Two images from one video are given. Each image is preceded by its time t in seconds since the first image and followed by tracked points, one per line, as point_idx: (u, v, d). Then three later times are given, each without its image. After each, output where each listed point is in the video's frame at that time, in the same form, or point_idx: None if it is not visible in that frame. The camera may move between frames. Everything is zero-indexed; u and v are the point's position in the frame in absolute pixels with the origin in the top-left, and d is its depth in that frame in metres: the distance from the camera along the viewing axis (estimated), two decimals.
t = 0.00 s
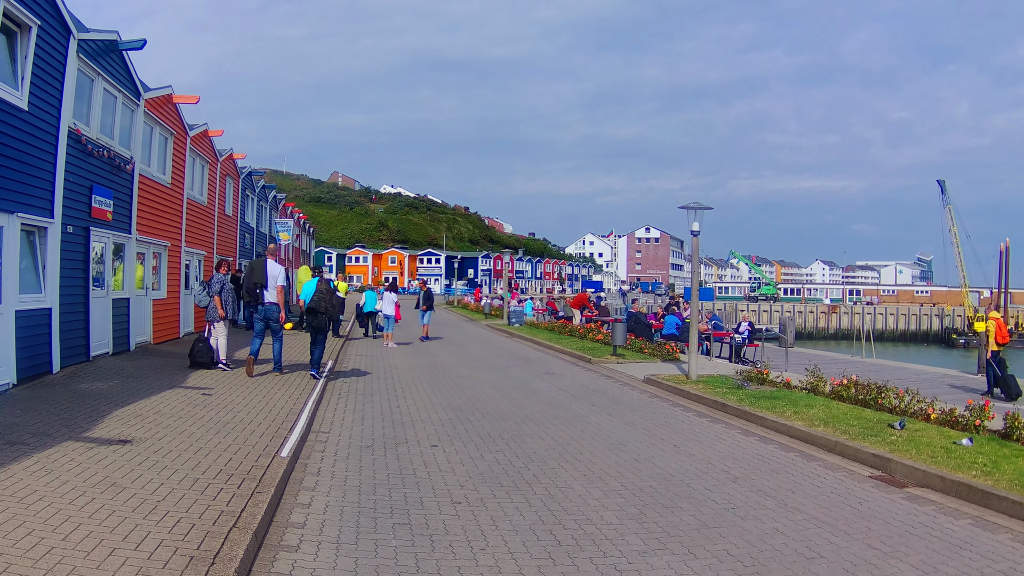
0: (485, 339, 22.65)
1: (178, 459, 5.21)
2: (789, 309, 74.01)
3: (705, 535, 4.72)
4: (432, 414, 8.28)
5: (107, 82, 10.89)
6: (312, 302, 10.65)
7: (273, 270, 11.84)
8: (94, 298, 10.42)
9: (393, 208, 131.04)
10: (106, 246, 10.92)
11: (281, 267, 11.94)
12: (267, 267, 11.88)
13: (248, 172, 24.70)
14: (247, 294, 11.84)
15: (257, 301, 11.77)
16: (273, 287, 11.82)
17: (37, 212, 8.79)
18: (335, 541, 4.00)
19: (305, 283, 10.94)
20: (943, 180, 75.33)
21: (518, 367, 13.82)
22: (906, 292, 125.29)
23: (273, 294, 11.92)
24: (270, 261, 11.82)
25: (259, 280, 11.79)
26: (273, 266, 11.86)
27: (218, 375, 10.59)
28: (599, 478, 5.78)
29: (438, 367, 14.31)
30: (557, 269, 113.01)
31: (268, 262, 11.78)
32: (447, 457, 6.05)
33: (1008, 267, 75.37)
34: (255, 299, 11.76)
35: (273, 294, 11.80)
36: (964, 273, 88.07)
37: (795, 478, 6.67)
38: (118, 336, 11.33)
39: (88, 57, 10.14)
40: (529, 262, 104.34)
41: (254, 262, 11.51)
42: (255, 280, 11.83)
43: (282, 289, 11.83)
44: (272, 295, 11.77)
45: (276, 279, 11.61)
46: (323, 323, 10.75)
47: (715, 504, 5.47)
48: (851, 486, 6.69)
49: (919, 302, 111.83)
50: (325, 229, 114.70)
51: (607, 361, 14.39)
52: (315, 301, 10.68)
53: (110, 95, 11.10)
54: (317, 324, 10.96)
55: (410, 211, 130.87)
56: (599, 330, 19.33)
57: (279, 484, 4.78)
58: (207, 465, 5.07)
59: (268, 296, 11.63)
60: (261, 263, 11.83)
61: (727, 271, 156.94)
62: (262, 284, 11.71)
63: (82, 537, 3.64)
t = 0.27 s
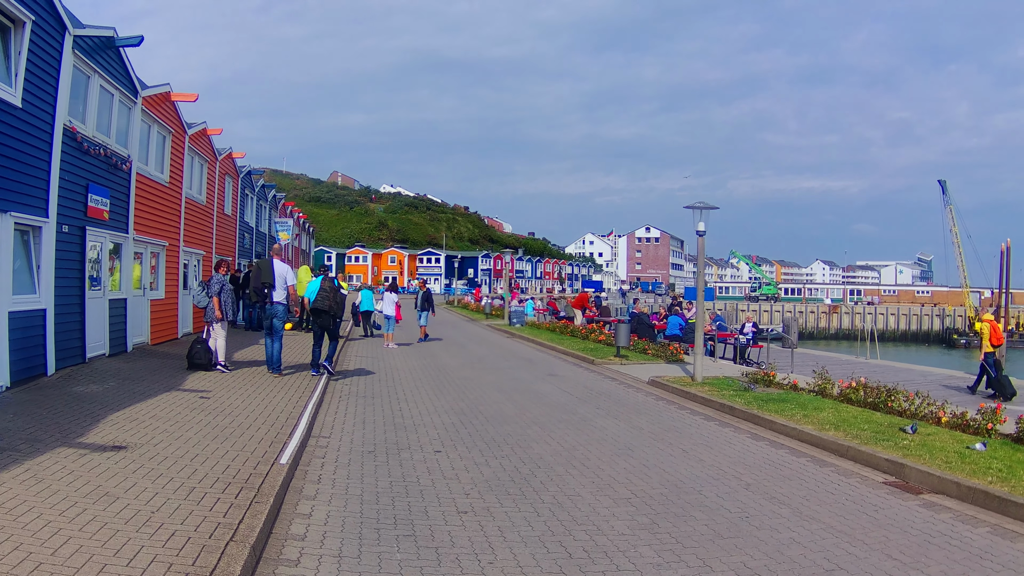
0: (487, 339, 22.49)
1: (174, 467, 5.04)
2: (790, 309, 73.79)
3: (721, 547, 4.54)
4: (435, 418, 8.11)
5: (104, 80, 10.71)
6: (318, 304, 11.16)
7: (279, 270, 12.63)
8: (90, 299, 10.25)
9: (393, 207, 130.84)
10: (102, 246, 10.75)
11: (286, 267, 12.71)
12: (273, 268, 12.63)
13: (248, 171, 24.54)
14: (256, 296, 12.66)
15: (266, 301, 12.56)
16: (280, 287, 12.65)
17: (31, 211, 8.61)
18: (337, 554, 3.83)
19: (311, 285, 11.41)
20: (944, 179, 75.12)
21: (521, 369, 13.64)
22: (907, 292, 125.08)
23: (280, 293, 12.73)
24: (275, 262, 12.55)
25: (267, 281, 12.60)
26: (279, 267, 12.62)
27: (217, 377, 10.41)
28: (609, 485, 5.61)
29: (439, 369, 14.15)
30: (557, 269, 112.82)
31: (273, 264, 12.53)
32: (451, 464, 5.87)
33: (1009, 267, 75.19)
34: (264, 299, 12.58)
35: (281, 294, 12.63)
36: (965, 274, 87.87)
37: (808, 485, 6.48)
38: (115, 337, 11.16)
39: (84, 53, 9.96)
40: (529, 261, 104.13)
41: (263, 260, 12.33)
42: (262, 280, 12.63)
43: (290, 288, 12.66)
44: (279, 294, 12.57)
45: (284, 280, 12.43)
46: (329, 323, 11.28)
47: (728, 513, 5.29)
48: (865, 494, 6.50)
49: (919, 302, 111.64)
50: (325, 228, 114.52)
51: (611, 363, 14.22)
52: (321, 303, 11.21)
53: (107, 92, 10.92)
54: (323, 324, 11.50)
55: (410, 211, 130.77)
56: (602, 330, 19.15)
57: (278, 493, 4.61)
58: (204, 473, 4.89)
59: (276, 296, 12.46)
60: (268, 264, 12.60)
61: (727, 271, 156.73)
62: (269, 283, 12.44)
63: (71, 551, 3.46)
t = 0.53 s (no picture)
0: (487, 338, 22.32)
1: (164, 470, 4.87)
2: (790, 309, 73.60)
3: (734, 554, 4.37)
4: (436, 419, 7.95)
5: (99, 73, 10.53)
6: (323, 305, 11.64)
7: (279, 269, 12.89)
8: (84, 296, 10.07)
9: (392, 206, 130.60)
10: (97, 242, 10.57)
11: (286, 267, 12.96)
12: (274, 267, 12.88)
13: (246, 168, 24.35)
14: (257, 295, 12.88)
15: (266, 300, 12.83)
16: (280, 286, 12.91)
17: (23, 206, 8.42)
18: (332, 563, 3.66)
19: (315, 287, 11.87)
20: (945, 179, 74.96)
21: (522, 368, 13.47)
22: (907, 291, 124.91)
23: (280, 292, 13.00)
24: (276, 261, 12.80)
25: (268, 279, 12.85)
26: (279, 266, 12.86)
27: (213, 376, 10.24)
28: (615, 489, 5.44)
29: (439, 368, 13.97)
30: (557, 268, 112.62)
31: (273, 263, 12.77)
32: (450, 466, 5.72)
33: (1009, 266, 75.06)
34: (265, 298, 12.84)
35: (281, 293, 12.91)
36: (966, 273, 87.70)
37: (818, 489, 6.31)
38: (109, 336, 10.97)
39: (79, 46, 9.78)
40: (529, 260, 103.91)
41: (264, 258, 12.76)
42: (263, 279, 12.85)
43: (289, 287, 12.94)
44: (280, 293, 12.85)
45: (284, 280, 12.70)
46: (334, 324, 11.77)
47: (739, 518, 5.12)
48: (877, 498, 6.34)
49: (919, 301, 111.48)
50: (324, 227, 114.27)
51: (613, 362, 14.04)
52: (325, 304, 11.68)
53: (102, 86, 10.74)
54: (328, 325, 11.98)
55: (409, 209, 130.63)
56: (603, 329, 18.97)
57: (271, 498, 4.44)
58: (195, 477, 4.72)
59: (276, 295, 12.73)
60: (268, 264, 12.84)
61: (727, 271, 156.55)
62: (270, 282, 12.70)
63: (52, 560, 3.28)
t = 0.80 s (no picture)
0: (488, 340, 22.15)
1: (154, 480, 4.71)
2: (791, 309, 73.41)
3: (745, 568, 4.19)
4: (435, 424, 7.78)
5: (93, 71, 10.37)
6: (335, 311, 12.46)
7: (279, 268, 12.93)
8: (78, 298, 9.91)
9: (393, 206, 130.47)
10: (91, 243, 10.40)
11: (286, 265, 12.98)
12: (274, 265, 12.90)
13: (245, 168, 24.19)
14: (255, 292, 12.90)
15: (265, 298, 12.92)
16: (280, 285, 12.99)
17: (14, 206, 8.26)
18: None
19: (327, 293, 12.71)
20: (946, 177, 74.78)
21: (523, 370, 13.30)
22: (908, 291, 124.66)
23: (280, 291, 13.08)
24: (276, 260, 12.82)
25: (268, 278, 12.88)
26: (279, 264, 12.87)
27: (209, 379, 10.08)
28: (620, 498, 5.26)
29: (439, 370, 13.80)
30: (558, 268, 112.47)
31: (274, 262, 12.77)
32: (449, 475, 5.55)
33: (1011, 266, 74.87)
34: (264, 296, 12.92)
35: (280, 292, 12.99)
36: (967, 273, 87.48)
37: (829, 497, 6.13)
38: (103, 338, 10.81)
39: (72, 44, 9.61)
40: (529, 260, 103.76)
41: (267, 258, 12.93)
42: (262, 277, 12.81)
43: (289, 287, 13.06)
44: (279, 293, 12.96)
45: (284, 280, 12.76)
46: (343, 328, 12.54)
47: (748, 529, 4.94)
48: (888, 506, 6.17)
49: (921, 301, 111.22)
50: (324, 227, 114.14)
51: (615, 364, 13.87)
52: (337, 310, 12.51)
53: (96, 85, 10.57)
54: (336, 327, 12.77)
55: (410, 210, 130.51)
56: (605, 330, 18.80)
57: (263, 510, 4.28)
58: (186, 488, 4.56)
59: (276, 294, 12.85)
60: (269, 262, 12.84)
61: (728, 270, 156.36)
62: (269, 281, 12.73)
63: None
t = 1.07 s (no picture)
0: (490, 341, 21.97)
1: (148, 488, 4.55)
2: (793, 309, 73.25)
3: None
4: (438, 427, 7.60)
5: (91, 68, 10.22)
6: (345, 310, 12.61)
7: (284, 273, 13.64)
8: (75, 298, 9.77)
9: (394, 206, 130.39)
10: (88, 243, 10.25)
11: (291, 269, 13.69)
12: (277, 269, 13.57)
13: (246, 167, 24.04)
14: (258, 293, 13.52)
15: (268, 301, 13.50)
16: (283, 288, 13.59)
17: (9, 204, 8.11)
18: None
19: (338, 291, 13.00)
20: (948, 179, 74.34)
21: (527, 372, 13.13)
22: (909, 291, 124.73)
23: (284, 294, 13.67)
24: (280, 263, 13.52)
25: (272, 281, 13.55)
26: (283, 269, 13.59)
27: (207, 381, 9.92)
28: (631, 506, 5.09)
29: (441, 372, 13.64)
30: (559, 269, 112.68)
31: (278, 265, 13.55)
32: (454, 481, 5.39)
33: (1013, 266, 74.69)
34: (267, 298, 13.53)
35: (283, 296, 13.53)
36: (969, 274, 87.31)
37: (845, 504, 6.00)
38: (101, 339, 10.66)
39: (68, 40, 9.46)
40: (530, 260, 103.67)
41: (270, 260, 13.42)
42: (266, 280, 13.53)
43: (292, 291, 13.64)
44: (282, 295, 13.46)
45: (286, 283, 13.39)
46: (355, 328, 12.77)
47: (764, 539, 4.78)
48: (905, 514, 6.00)
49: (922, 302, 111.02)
50: (325, 227, 114.18)
51: (619, 365, 13.70)
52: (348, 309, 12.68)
53: (94, 81, 10.42)
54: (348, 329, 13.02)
55: (410, 210, 130.37)
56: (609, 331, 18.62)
57: (261, 521, 4.12)
58: (181, 496, 4.40)
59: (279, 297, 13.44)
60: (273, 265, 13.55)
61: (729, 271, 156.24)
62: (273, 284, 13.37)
63: None
